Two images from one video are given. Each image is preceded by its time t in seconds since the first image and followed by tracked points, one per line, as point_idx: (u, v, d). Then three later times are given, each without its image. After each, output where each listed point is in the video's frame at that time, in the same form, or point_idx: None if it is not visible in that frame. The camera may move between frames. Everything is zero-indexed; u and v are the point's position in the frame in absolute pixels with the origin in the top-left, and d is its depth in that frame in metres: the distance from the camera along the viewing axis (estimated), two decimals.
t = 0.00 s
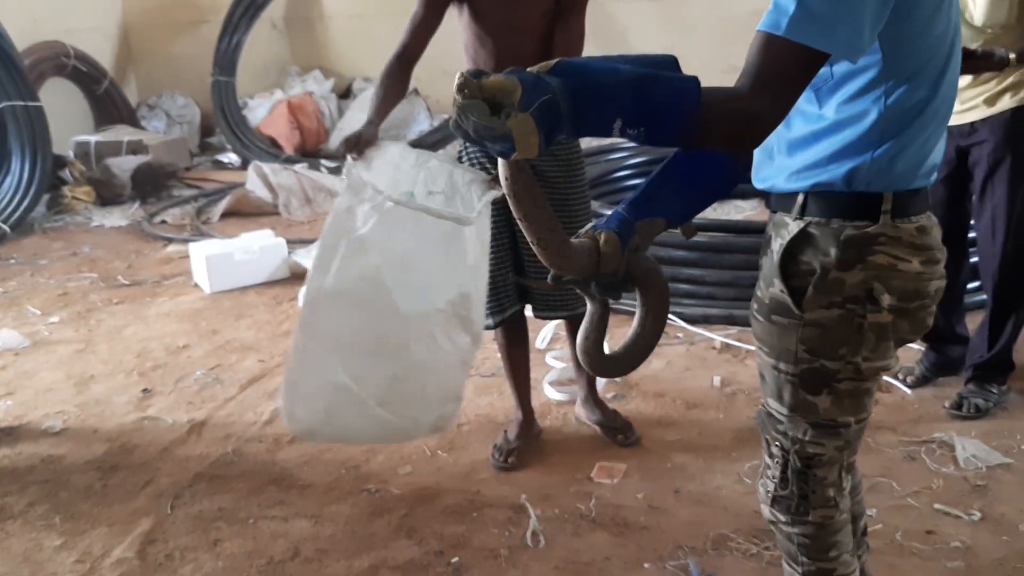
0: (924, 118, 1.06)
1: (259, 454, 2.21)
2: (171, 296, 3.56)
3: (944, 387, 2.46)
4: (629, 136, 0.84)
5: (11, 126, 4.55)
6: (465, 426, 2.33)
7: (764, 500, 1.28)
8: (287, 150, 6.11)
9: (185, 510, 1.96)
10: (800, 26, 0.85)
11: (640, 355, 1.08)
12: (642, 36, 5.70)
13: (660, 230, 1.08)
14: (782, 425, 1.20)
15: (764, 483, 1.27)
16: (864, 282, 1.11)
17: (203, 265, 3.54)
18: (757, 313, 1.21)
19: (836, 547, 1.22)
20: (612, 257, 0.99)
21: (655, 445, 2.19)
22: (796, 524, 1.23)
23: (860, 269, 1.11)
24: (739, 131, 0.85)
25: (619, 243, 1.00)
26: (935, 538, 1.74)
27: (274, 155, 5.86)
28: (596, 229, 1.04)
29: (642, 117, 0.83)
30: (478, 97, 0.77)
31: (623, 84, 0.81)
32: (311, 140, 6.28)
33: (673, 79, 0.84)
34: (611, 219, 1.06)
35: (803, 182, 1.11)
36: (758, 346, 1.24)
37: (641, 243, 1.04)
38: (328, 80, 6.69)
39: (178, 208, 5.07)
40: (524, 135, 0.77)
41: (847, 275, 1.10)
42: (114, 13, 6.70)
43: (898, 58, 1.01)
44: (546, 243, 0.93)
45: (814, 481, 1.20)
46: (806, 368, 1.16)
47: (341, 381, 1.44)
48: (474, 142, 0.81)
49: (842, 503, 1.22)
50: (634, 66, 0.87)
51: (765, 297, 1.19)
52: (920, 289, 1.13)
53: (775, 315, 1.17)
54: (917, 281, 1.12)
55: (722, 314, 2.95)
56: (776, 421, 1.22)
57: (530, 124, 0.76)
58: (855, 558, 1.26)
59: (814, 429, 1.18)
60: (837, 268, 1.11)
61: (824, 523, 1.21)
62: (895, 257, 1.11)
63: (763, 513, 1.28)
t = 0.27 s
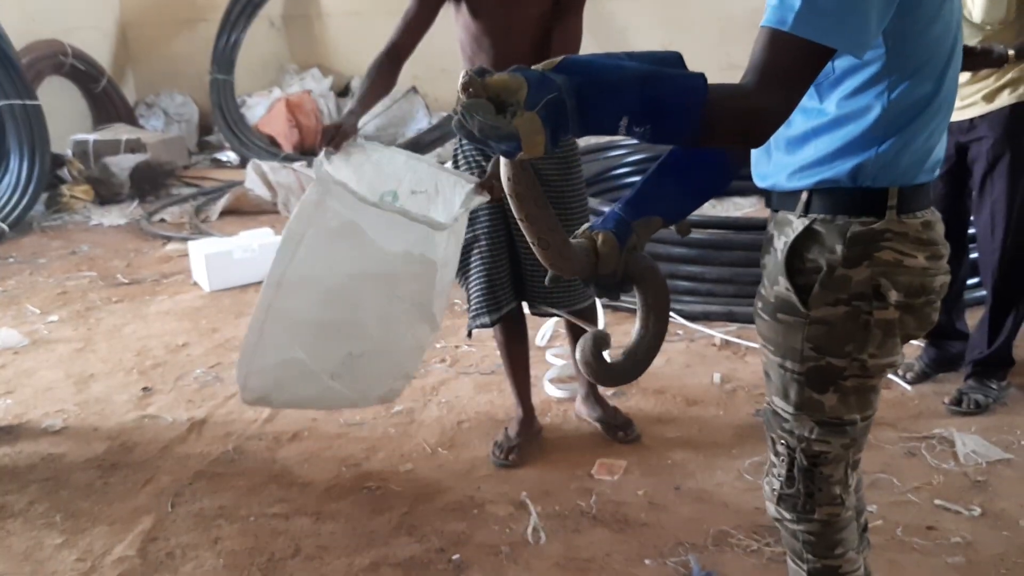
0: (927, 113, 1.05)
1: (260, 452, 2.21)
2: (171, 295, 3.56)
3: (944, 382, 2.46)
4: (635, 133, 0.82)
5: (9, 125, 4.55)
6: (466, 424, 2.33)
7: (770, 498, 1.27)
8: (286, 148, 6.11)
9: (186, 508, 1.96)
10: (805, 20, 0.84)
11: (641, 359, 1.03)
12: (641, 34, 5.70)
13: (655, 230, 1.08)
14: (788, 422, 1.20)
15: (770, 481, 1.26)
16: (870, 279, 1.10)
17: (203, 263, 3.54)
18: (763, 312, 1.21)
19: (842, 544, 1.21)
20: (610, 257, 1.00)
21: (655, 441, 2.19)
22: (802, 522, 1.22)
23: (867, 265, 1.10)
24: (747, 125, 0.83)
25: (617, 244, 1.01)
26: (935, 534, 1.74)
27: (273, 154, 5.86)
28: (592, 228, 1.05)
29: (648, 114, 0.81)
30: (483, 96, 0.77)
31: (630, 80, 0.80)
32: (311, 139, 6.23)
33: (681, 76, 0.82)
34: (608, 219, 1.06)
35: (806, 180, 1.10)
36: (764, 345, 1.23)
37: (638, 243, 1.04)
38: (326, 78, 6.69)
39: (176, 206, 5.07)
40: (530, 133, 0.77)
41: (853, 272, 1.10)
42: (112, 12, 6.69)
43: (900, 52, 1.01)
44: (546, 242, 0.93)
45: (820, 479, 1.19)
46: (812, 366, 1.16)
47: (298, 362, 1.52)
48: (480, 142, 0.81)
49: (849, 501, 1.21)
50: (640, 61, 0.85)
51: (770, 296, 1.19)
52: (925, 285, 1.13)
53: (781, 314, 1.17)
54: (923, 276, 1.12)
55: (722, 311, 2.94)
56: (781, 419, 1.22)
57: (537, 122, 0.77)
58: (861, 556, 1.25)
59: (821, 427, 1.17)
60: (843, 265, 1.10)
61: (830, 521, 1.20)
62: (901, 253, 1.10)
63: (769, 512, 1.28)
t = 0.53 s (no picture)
0: (924, 110, 1.05)
1: (261, 449, 2.22)
2: (171, 293, 3.56)
3: (942, 379, 2.47)
4: (635, 136, 0.82)
5: (10, 123, 4.55)
6: (465, 421, 2.34)
7: (768, 496, 1.27)
8: (285, 147, 6.11)
9: (187, 505, 1.96)
10: (803, 20, 0.85)
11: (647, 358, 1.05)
12: (640, 32, 5.70)
13: (656, 230, 1.08)
14: (787, 421, 1.20)
15: (768, 478, 1.26)
16: (870, 277, 1.10)
17: (203, 262, 3.54)
18: (762, 311, 1.21)
19: (840, 541, 1.22)
20: (612, 258, 0.99)
21: (654, 438, 2.20)
22: (800, 519, 1.22)
23: (866, 264, 1.11)
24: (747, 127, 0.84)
25: (618, 244, 1.01)
26: (933, 530, 1.75)
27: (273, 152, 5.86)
28: (592, 230, 1.05)
29: (648, 115, 0.80)
30: (481, 99, 0.75)
31: (629, 81, 0.79)
32: (309, 138, 6.30)
33: (680, 77, 0.82)
34: (608, 220, 1.06)
35: (805, 179, 1.11)
36: (762, 344, 1.24)
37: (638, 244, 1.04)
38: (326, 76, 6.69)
39: (176, 205, 5.08)
40: (529, 137, 0.76)
41: (853, 271, 1.10)
42: (112, 10, 6.70)
43: (896, 50, 1.01)
44: (548, 245, 0.92)
45: (818, 477, 1.19)
46: (811, 364, 1.16)
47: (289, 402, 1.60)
48: (478, 146, 0.80)
49: (847, 498, 1.21)
50: (638, 62, 0.84)
51: (770, 295, 1.19)
52: (925, 283, 1.13)
53: (780, 312, 1.17)
54: (923, 274, 1.12)
55: (721, 308, 2.95)
56: (780, 417, 1.22)
57: (534, 125, 0.76)
58: (858, 553, 1.25)
59: (819, 425, 1.18)
60: (843, 264, 1.11)
61: (828, 519, 1.20)
62: (901, 252, 1.11)
63: (767, 508, 1.28)
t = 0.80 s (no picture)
0: (921, 103, 1.04)
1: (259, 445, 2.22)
2: (169, 289, 3.56)
3: (939, 375, 2.47)
4: (633, 134, 0.82)
5: (7, 120, 4.54)
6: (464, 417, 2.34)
7: (768, 490, 1.27)
8: (283, 143, 6.11)
9: (185, 501, 1.96)
10: (799, 17, 0.82)
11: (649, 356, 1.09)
12: (638, 29, 5.70)
13: (654, 226, 1.09)
14: (786, 416, 1.19)
15: (768, 473, 1.26)
16: (869, 271, 1.10)
17: (201, 258, 3.54)
18: (762, 305, 1.21)
19: (839, 536, 1.22)
20: (610, 257, 1.00)
21: (652, 433, 2.20)
22: (800, 513, 1.22)
23: (865, 258, 1.09)
24: (744, 124, 0.82)
25: (616, 243, 1.01)
26: (931, 525, 1.76)
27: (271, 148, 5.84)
28: (591, 228, 1.05)
29: (645, 113, 0.81)
30: (479, 97, 0.77)
31: (625, 78, 0.80)
32: (307, 134, 6.30)
33: (678, 74, 0.82)
34: (606, 219, 1.06)
35: (801, 174, 1.10)
36: (762, 338, 1.23)
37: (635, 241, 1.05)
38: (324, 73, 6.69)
39: (174, 201, 5.07)
40: (528, 134, 0.77)
41: (852, 265, 1.09)
42: (110, 7, 6.68)
43: (891, 44, 1.00)
44: (546, 244, 0.91)
45: (818, 472, 1.19)
46: (811, 359, 1.15)
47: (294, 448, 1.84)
48: (477, 143, 0.82)
49: (847, 493, 1.21)
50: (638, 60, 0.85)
51: (769, 289, 1.18)
52: (925, 276, 1.12)
53: (779, 307, 1.17)
54: (922, 267, 1.11)
55: (719, 304, 2.96)
56: (780, 412, 1.21)
57: (533, 122, 0.77)
58: (856, 546, 1.26)
59: (819, 420, 1.17)
60: (842, 257, 1.10)
61: (828, 513, 1.20)
62: (899, 245, 1.10)
63: (768, 503, 1.28)
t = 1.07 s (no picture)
0: (914, 100, 1.04)
1: (257, 441, 2.22)
2: (166, 286, 3.55)
3: (936, 371, 2.48)
4: (634, 141, 0.82)
5: (3, 116, 4.52)
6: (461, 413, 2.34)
7: (767, 489, 1.26)
8: (281, 140, 6.10)
9: (183, 497, 1.96)
10: (796, 20, 0.82)
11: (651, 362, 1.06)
12: (636, 26, 5.70)
13: (653, 229, 1.10)
14: (783, 414, 1.19)
15: (766, 471, 1.26)
16: (864, 267, 1.09)
17: (199, 254, 3.53)
18: (755, 304, 1.20)
19: (839, 533, 1.21)
20: (610, 261, 1.00)
21: (650, 430, 2.20)
22: (799, 512, 1.22)
23: (860, 254, 1.08)
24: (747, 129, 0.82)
25: (615, 247, 1.01)
26: (928, 520, 1.76)
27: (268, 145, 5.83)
28: (590, 233, 1.05)
29: (644, 119, 0.81)
30: (480, 107, 0.76)
31: (624, 85, 0.80)
32: (305, 131, 6.29)
33: (677, 79, 0.82)
34: (605, 223, 1.06)
35: (794, 171, 1.09)
36: (756, 337, 1.22)
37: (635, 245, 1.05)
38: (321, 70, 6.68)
39: (171, 198, 5.06)
40: (530, 144, 0.77)
41: (847, 262, 1.09)
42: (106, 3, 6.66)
43: (885, 42, 1.00)
44: (546, 248, 0.91)
45: (816, 470, 1.18)
46: (807, 357, 1.15)
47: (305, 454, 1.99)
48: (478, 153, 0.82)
49: (845, 489, 1.21)
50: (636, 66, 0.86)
51: (763, 288, 1.18)
52: (919, 273, 1.11)
53: (773, 306, 1.16)
54: (916, 264, 1.10)
55: (716, 301, 2.96)
56: (777, 411, 1.21)
57: (535, 132, 0.77)
58: (855, 544, 1.25)
59: (816, 418, 1.17)
60: (836, 255, 1.09)
61: (827, 510, 1.20)
62: (894, 241, 1.09)
63: (767, 501, 1.27)
